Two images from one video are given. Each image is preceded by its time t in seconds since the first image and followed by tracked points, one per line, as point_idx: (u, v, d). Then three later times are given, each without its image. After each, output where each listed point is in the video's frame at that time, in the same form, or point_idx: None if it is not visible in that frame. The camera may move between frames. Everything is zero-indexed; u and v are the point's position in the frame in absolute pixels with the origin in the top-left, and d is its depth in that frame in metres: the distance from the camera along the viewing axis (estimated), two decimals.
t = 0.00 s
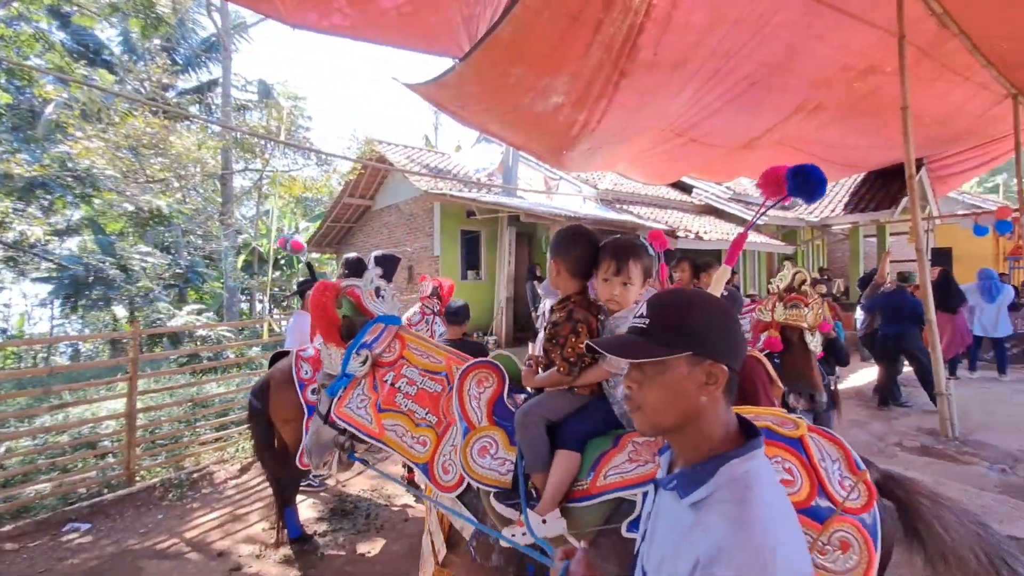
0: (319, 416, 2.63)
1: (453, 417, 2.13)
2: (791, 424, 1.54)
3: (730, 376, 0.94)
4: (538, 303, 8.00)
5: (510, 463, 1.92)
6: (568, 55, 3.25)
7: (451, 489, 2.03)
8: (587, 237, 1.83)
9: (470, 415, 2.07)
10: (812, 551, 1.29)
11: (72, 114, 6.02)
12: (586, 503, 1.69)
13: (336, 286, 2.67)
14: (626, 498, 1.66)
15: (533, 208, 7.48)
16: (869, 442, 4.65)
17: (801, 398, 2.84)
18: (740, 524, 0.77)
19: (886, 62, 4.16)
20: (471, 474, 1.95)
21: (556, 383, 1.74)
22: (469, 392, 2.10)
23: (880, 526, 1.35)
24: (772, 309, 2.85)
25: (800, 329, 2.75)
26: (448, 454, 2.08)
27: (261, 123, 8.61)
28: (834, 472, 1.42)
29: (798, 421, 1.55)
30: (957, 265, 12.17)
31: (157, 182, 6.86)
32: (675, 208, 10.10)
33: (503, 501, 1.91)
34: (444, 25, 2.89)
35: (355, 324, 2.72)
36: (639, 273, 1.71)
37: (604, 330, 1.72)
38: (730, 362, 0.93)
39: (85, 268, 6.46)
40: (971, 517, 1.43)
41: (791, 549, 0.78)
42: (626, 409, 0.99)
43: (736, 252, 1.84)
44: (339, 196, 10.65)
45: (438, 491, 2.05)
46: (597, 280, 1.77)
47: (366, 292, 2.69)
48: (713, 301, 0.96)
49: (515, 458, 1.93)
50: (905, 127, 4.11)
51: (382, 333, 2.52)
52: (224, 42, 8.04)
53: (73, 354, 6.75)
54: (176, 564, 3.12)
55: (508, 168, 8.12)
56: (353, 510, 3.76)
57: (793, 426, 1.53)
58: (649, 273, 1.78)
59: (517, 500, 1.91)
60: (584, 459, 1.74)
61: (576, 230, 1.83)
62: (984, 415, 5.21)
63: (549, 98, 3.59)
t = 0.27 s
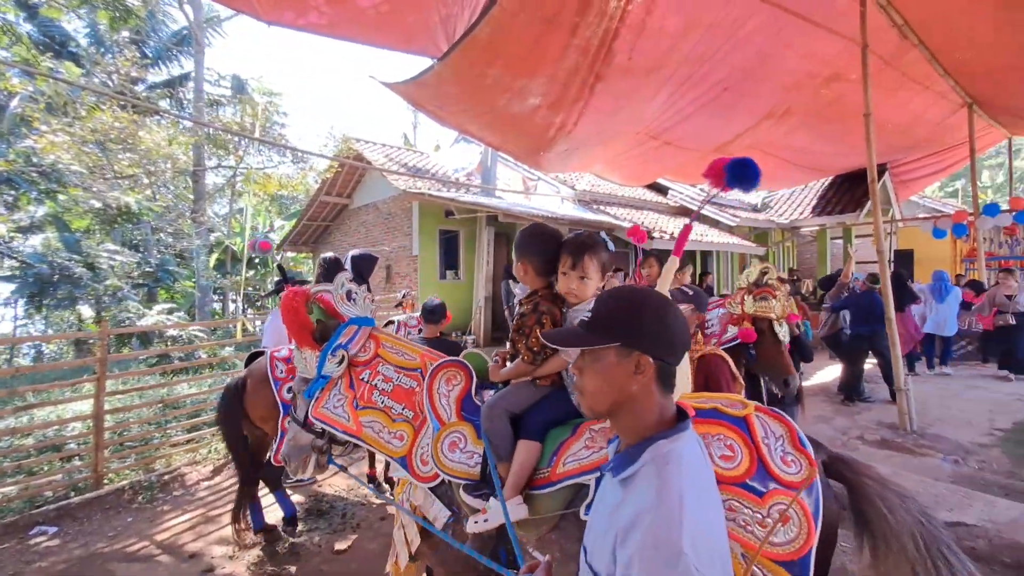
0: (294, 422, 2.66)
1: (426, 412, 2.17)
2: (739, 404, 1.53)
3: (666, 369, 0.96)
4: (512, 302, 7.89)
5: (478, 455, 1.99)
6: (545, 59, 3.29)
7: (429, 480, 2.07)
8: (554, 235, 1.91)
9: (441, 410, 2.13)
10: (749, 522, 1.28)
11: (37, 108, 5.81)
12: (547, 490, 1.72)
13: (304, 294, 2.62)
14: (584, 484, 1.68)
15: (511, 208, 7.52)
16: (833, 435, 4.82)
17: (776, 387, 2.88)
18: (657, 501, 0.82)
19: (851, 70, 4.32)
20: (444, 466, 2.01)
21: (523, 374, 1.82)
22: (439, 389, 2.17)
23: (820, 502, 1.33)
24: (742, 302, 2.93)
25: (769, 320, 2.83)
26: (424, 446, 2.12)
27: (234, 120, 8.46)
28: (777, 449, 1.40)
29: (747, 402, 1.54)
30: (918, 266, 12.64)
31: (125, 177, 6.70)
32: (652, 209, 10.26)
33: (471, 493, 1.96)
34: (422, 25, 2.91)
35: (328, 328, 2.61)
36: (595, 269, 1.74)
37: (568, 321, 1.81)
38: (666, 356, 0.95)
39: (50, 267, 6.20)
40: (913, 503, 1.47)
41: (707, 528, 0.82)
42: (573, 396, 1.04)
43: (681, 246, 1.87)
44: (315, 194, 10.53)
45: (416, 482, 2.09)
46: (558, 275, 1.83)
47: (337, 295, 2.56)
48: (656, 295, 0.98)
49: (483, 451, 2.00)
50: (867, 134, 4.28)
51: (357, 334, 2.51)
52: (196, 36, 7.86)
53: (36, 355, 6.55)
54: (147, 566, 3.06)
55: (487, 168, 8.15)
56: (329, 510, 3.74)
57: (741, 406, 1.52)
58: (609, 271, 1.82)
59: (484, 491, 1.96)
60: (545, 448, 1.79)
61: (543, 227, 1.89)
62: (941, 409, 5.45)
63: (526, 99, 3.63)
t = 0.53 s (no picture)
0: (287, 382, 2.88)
1: (408, 407, 2.21)
2: (709, 413, 1.57)
3: (636, 366, 0.95)
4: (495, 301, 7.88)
5: (451, 452, 2.03)
6: (535, 60, 3.33)
7: (400, 477, 2.14)
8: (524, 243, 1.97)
9: (419, 407, 2.18)
10: (710, 533, 1.36)
11: (23, 105, 5.73)
12: (516, 491, 1.76)
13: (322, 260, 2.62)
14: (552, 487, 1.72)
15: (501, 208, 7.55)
16: (817, 432, 4.91)
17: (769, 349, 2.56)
18: (621, 492, 0.81)
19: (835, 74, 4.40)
20: (415, 460, 2.07)
21: (502, 376, 1.87)
22: (420, 386, 2.22)
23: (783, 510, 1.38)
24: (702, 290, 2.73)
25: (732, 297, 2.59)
26: (399, 444, 2.18)
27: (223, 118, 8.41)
28: (741, 460, 1.45)
29: (717, 410, 1.58)
30: (902, 267, 12.85)
31: (113, 177, 6.49)
32: (641, 210, 10.34)
33: (442, 488, 2.03)
34: (411, 25, 2.93)
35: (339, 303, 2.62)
36: (564, 274, 1.77)
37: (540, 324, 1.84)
38: (637, 352, 0.94)
39: (35, 265, 6.27)
40: (875, 512, 1.52)
41: (671, 519, 0.81)
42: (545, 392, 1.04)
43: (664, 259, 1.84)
44: (305, 193, 10.48)
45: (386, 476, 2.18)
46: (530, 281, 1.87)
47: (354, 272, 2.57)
48: (625, 293, 0.98)
49: (456, 447, 2.03)
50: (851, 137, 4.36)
51: (365, 316, 2.47)
52: (184, 34, 7.81)
53: (21, 355, 6.50)
54: (134, 566, 3.05)
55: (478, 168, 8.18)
56: (318, 509, 3.74)
57: (710, 415, 1.56)
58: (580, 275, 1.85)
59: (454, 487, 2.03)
60: (518, 449, 1.82)
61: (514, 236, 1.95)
62: (921, 407, 5.57)
63: (516, 100, 3.66)
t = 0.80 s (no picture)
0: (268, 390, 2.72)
1: (388, 406, 2.22)
2: (692, 404, 1.59)
3: (615, 368, 0.97)
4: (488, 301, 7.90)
5: (435, 448, 2.03)
6: (529, 61, 3.34)
7: (381, 477, 2.13)
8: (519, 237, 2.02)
9: (401, 405, 2.19)
10: (697, 523, 1.34)
11: (15, 104, 5.69)
12: (499, 483, 1.78)
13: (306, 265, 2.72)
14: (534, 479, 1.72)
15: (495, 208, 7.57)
16: (807, 431, 4.96)
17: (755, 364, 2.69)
18: (595, 493, 0.82)
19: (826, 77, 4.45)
20: (398, 459, 2.07)
21: (485, 363, 1.86)
22: (401, 384, 2.24)
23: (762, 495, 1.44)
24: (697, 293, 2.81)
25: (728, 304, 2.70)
26: (380, 443, 2.17)
27: (217, 117, 8.38)
28: (725, 448, 1.49)
29: (700, 401, 1.61)
30: (893, 268, 12.97)
31: (104, 175, 6.47)
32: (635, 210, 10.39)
33: (426, 484, 2.01)
34: (405, 26, 2.94)
35: (320, 306, 2.69)
36: (553, 255, 1.78)
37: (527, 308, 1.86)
38: (616, 354, 0.96)
39: (28, 265, 6.27)
40: (848, 498, 1.56)
41: (643, 522, 0.82)
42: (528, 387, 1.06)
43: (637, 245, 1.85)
44: (299, 193, 10.45)
45: (366, 477, 2.16)
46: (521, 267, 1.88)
47: (336, 274, 2.58)
48: (607, 294, 0.99)
49: (440, 444, 2.03)
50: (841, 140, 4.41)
51: (344, 317, 2.50)
52: (177, 33, 7.78)
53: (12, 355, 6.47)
54: (128, 565, 3.05)
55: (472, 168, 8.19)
56: (312, 509, 3.73)
57: (694, 406, 1.58)
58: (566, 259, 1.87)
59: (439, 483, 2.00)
60: (500, 441, 1.84)
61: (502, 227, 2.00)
62: (910, 406, 5.64)
63: (510, 101, 3.68)
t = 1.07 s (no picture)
0: (248, 410, 2.68)
1: (374, 410, 2.21)
2: (680, 412, 1.61)
3: (596, 375, 0.95)
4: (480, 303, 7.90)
5: (424, 448, 2.03)
6: (523, 62, 3.34)
7: (374, 478, 2.12)
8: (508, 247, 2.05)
9: (391, 405, 2.17)
10: (683, 528, 1.37)
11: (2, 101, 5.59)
12: (487, 486, 1.76)
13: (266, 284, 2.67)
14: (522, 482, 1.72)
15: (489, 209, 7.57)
16: (799, 430, 5.01)
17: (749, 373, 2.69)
18: (573, 507, 0.80)
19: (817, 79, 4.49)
20: (389, 460, 2.06)
21: (475, 371, 1.87)
22: (392, 383, 2.19)
23: (750, 507, 1.42)
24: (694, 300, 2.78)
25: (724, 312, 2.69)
26: (370, 445, 2.16)
27: (208, 116, 8.32)
28: (711, 456, 1.50)
29: (689, 409, 1.63)
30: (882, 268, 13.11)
31: (93, 174, 6.43)
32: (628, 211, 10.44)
33: (414, 485, 1.99)
34: (399, 26, 2.94)
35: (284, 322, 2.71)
36: (537, 270, 1.80)
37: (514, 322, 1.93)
38: (597, 362, 0.94)
39: (17, 266, 6.23)
40: (833, 500, 1.57)
41: (623, 534, 0.80)
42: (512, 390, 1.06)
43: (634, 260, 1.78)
44: (291, 192, 10.39)
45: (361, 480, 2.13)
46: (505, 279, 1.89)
47: (297, 288, 2.57)
48: (590, 299, 0.98)
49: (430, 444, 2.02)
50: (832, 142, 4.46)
51: (312, 329, 2.51)
52: (168, 30, 7.71)
53: None
54: (118, 569, 3.02)
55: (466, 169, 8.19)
56: (304, 510, 3.72)
57: (681, 413, 1.60)
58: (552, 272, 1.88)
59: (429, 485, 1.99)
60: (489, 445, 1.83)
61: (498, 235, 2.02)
62: (899, 405, 5.71)
63: (504, 102, 3.68)
